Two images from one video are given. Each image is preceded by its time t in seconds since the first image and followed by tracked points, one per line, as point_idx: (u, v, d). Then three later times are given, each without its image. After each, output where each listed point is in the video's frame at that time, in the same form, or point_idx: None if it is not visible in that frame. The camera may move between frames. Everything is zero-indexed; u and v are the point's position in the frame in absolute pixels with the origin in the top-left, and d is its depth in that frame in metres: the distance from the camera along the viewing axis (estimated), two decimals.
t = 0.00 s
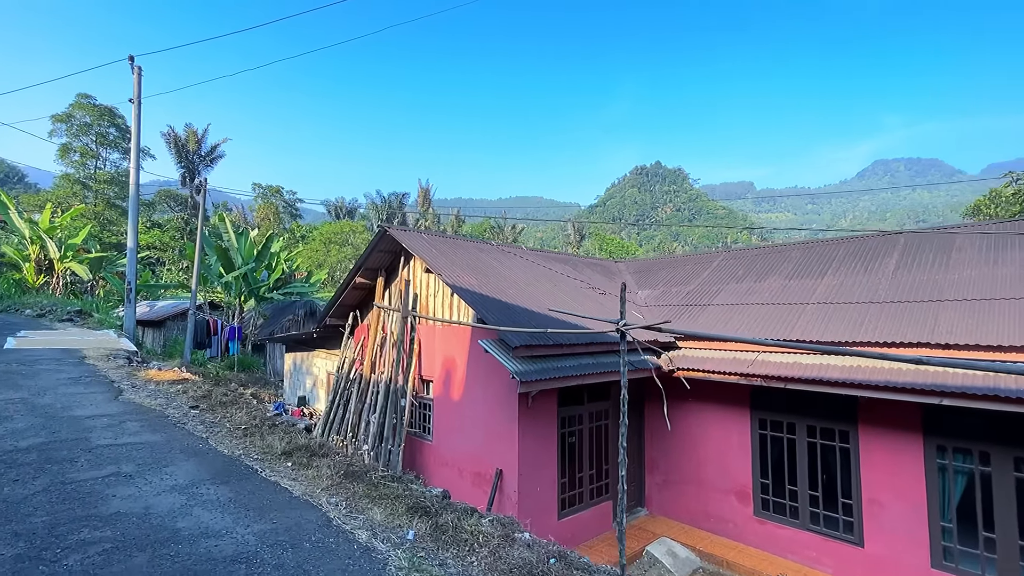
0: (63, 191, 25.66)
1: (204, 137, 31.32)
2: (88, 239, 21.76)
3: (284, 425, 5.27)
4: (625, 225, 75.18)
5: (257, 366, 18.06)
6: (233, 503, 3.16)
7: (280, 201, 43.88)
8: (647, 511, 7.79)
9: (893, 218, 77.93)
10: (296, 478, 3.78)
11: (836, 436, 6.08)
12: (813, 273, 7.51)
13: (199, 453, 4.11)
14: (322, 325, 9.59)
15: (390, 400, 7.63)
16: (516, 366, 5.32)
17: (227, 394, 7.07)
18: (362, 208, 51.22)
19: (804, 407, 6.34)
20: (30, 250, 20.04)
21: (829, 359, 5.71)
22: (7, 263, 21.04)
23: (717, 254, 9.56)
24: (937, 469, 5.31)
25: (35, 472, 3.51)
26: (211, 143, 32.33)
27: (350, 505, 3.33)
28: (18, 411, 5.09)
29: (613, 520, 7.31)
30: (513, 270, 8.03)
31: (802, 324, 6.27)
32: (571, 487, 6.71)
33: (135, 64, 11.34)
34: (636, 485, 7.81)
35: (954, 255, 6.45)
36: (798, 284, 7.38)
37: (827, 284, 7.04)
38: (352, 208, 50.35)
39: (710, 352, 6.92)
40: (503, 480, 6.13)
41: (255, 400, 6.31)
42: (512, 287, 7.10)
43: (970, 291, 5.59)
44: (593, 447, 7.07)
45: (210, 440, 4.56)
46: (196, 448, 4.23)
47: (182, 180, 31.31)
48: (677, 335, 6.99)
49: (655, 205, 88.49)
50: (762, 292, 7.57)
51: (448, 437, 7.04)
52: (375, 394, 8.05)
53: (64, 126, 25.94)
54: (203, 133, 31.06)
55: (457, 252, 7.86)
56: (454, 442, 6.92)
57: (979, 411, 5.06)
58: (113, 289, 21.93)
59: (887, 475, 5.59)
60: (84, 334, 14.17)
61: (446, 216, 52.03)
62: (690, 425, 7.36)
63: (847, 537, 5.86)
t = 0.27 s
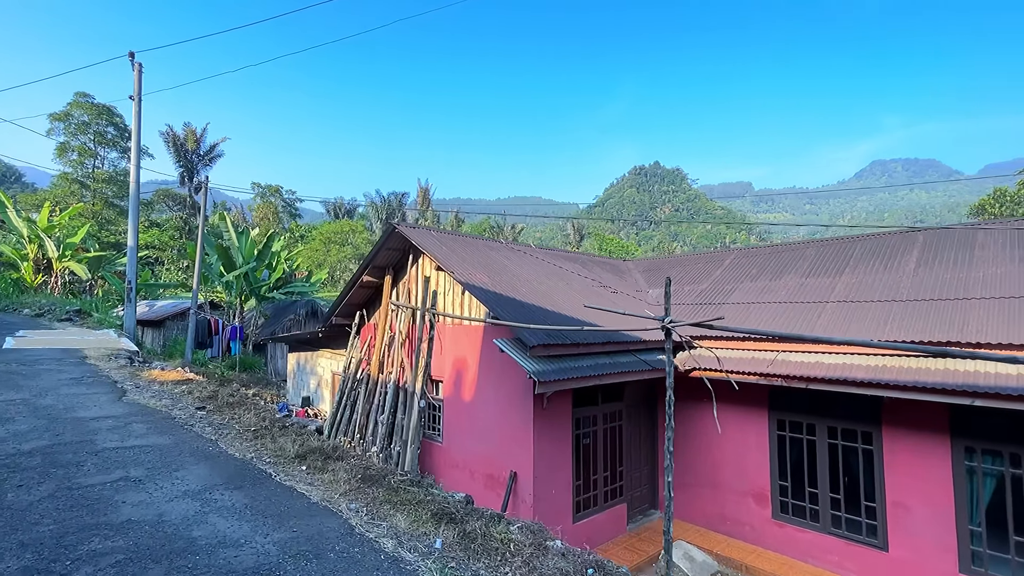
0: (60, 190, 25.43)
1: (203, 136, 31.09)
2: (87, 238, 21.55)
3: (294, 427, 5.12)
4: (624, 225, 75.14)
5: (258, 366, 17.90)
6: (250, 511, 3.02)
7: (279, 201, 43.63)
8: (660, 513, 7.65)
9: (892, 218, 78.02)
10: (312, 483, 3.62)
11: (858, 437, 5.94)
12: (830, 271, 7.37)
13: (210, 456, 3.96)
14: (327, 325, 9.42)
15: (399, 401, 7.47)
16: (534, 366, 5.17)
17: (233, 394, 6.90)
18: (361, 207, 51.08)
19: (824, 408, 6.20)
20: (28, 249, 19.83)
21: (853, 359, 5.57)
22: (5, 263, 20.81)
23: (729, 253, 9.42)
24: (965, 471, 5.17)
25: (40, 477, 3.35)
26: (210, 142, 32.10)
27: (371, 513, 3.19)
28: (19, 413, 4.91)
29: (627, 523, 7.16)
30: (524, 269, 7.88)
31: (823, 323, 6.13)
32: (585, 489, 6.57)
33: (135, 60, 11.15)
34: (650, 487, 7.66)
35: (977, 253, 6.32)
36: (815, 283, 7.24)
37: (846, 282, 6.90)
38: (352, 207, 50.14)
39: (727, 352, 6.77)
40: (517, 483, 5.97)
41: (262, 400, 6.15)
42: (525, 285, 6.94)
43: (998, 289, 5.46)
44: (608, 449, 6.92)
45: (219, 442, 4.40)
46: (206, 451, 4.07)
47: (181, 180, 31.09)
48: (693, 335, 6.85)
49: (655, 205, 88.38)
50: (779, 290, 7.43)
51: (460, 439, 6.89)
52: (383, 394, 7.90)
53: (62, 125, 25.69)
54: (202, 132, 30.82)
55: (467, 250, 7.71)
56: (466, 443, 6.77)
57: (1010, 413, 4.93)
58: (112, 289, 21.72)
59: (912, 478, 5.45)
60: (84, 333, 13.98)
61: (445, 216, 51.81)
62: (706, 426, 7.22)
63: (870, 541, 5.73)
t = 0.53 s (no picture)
0: (58, 190, 25.22)
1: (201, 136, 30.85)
2: (86, 238, 21.40)
3: (304, 434, 4.96)
4: (624, 225, 75.04)
5: (260, 367, 17.73)
6: (265, 528, 2.86)
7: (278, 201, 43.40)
8: (674, 519, 7.49)
9: (892, 219, 78.03)
10: (327, 495, 3.46)
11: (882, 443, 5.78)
12: (848, 272, 7.22)
13: (219, 466, 3.80)
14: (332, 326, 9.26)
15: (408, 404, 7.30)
16: (551, 371, 5.01)
17: (238, 398, 6.73)
18: (360, 207, 50.90)
19: (846, 413, 6.05)
20: (26, 249, 19.63)
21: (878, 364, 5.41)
22: (3, 263, 20.61)
23: (741, 253, 9.28)
24: (995, 479, 5.02)
25: (42, 490, 3.18)
26: (209, 142, 31.88)
27: (392, 529, 3.03)
28: (19, 420, 4.74)
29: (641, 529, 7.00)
30: (535, 270, 7.72)
31: (845, 326, 5.98)
32: (599, 496, 6.41)
33: (134, 59, 11.00)
34: (663, 492, 7.50)
35: (1001, 254, 6.17)
36: (833, 284, 7.08)
37: (865, 283, 6.75)
38: (351, 208, 49.94)
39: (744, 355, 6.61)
40: (531, 490, 5.82)
41: (269, 405, 5.99)
42: (537, 287, 6.79)
43: None
44: (622, 454, 6.77)
45: (227, 451, 4.24)
46: (214, 460, 3.90)
47: (179, 179, 30.87)
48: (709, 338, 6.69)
49: (654, 205, 88.22)
50: (795, 292, 7.29)
51: (470, 444, 6.73)
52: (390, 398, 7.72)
53: (59, 125, 25.45)
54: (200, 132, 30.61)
55: (477, 250, 7.55)
56: (477, 448, 6.62)
57: None
58: (110, 289, 21.52)
59: (940, 486, 5.29)
60: (83, 335, 13.80)
61: (444, 217, 51.61)
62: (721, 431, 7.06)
63: (894, 550, 5.57)
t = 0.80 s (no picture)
0: (57, 189, 25.04)
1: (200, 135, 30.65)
2: (85, 239, 21.22)
3: (316, 441, 4.80)
4: (623, 226, 74.94)
5: (262, 369, 17.57)
6: (285, 547, 2.70)
7: (277, 201, 43.19)
8: (690, 526, 7.35)
9: (891, 219, 78.03)
10: (347, 509, 3.30)
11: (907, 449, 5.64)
12: (868, 273, 7.07)
13: (231, 477, 3.64)
14: (339, 329, 9.10)
15: (418, 409, 7.16)
16: (570, 377, 4.86)
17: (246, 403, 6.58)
18: (360, 207, 50.74)
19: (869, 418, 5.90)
20: (25, 249, 19.45)
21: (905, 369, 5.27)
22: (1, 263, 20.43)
23: (755, 254, 9.13)
24: None
25: (48, 505, 3.03)
26: (208, 142, 31.68)
27: (417, 547, 2.87)
28: (22, 427, 4.59)
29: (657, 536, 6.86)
30: (547, 271, 7.56)
31: (868, 330, 5.83)
32: (616, 503, 6.27)
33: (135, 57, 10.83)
34: (678, 498, 7.37)
35: None
36: (853, 286, 6.94)
37: (887, 285, 6.60)
38: (351, 207, 49.74)
39: (763, 359, 6.47)
40: (547, 497, 5.68)
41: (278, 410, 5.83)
42: (551, 289, 6.64)
43: None
44: (638, 459, 6.62)
45: (239, 460, 4.08)
46: (226, 471, 3.75)
47: (179, 179, 30.68)
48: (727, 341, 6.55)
49: (654, 205, 88.10)
50: (813, 294, 7.15)
51: (483, 450, 6.59)
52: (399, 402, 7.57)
53: (58, 125, 25.25)
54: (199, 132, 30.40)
55: (488, 251, 7.40)
56: (490, 454, 6.48)
57: None
58: (110, 290, 21.34)
59: (969, 494, 5.15)
60: (84, 336, 13.63)
61: (444, 216, 51.41)
62: (738, 436, 6.92)
63: (921, 559, 5.43)
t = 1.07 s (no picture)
0: (56, 189, 24.85)
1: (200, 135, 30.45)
2: (86, 238, 21.04)
3: (333, 443, 4.66)
4: (623, 225, 74.76)
5: (266, 369, 17.43)
6: (313, 557, 2.57)
7: (277, 201, 42.98)
8: (707, 528, 7.22)
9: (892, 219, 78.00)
10: (372, 515, 3.15)
11: (934, 451, 5.51)
12: (889, 271, 6.95)
13: (249, 482, 3.50)
14: (347, 328, 8.96)
15: (430, 410, 7.02)
16: (593, 377, 4.73)
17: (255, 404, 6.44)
18: (360, 207, 50.57)
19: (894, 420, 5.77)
20: (25, 249, 19.28)
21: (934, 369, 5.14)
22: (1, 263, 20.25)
23: (769, 253, 8.99)
24: None
25: (61, 512, 2.89)
26: (208, 141, 31.48)
27: (449, 557, 2.73)
28: (29, 430, 4.45)
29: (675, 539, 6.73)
30: (561, 269, 7.43)
31: (893, 329, 5.70)
32: (634, 506, 6.13)
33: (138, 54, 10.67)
34: (695, 500, 7.24)
35: None
36: (874, 284, 6.80)
37: (910, 283, 6.47)
38: (351, 207, 49.53)
39: (784, 359, 6.33)
40: (567, 500, 5.53)
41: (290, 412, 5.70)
42: (568, 288, 6.50)
43: None
44: (656, 461, 6.49)
45: (255, 464, 3.94)
46: (243, 476, 3.61)
47: (179, 179, 30.49)
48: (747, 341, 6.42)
49: (654, 205, 87.93)
50: (833, 292, 7.01)
51: (498, 451, 6.44)
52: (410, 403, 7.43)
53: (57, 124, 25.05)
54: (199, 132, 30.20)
55: (502, 249, 7.25)
56: (506, 455, 6.33)
57: None
58: (111, 290, 21.16)
59: (1001, 497, 5.02)
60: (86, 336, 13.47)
61: (444, 216, 51.19)
62: (757, 437, 6.78)
63: (949, 564, 5.31)
